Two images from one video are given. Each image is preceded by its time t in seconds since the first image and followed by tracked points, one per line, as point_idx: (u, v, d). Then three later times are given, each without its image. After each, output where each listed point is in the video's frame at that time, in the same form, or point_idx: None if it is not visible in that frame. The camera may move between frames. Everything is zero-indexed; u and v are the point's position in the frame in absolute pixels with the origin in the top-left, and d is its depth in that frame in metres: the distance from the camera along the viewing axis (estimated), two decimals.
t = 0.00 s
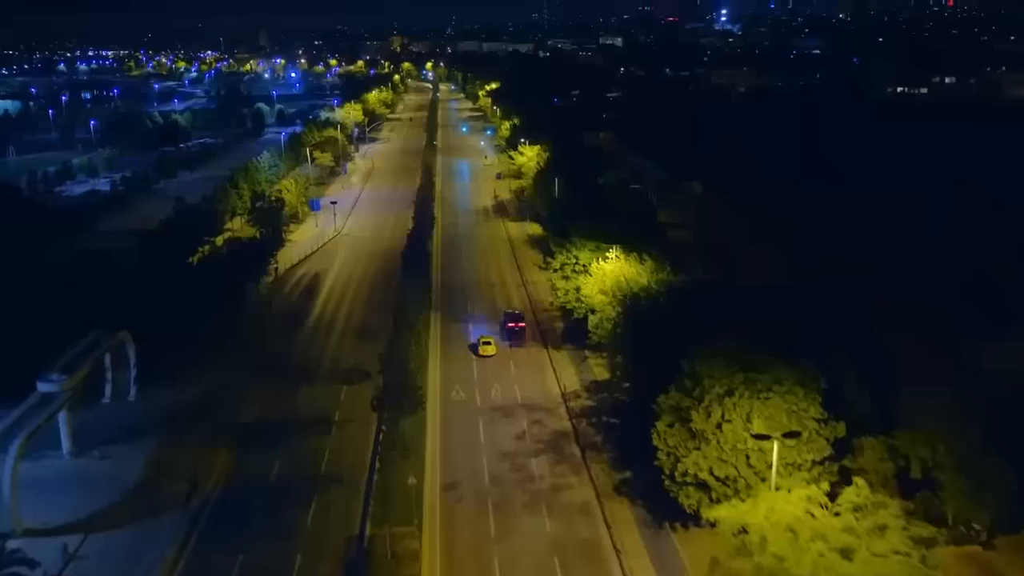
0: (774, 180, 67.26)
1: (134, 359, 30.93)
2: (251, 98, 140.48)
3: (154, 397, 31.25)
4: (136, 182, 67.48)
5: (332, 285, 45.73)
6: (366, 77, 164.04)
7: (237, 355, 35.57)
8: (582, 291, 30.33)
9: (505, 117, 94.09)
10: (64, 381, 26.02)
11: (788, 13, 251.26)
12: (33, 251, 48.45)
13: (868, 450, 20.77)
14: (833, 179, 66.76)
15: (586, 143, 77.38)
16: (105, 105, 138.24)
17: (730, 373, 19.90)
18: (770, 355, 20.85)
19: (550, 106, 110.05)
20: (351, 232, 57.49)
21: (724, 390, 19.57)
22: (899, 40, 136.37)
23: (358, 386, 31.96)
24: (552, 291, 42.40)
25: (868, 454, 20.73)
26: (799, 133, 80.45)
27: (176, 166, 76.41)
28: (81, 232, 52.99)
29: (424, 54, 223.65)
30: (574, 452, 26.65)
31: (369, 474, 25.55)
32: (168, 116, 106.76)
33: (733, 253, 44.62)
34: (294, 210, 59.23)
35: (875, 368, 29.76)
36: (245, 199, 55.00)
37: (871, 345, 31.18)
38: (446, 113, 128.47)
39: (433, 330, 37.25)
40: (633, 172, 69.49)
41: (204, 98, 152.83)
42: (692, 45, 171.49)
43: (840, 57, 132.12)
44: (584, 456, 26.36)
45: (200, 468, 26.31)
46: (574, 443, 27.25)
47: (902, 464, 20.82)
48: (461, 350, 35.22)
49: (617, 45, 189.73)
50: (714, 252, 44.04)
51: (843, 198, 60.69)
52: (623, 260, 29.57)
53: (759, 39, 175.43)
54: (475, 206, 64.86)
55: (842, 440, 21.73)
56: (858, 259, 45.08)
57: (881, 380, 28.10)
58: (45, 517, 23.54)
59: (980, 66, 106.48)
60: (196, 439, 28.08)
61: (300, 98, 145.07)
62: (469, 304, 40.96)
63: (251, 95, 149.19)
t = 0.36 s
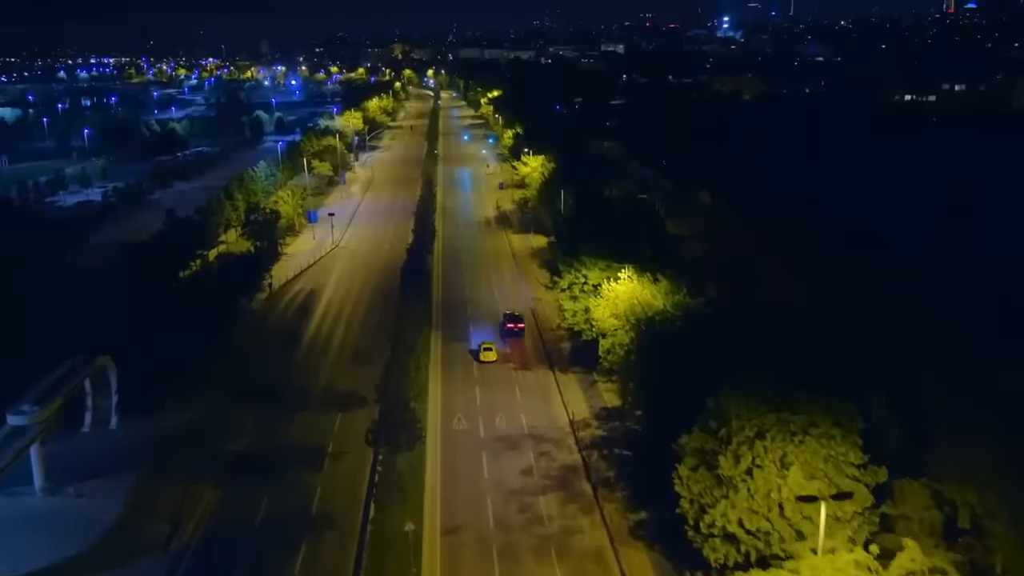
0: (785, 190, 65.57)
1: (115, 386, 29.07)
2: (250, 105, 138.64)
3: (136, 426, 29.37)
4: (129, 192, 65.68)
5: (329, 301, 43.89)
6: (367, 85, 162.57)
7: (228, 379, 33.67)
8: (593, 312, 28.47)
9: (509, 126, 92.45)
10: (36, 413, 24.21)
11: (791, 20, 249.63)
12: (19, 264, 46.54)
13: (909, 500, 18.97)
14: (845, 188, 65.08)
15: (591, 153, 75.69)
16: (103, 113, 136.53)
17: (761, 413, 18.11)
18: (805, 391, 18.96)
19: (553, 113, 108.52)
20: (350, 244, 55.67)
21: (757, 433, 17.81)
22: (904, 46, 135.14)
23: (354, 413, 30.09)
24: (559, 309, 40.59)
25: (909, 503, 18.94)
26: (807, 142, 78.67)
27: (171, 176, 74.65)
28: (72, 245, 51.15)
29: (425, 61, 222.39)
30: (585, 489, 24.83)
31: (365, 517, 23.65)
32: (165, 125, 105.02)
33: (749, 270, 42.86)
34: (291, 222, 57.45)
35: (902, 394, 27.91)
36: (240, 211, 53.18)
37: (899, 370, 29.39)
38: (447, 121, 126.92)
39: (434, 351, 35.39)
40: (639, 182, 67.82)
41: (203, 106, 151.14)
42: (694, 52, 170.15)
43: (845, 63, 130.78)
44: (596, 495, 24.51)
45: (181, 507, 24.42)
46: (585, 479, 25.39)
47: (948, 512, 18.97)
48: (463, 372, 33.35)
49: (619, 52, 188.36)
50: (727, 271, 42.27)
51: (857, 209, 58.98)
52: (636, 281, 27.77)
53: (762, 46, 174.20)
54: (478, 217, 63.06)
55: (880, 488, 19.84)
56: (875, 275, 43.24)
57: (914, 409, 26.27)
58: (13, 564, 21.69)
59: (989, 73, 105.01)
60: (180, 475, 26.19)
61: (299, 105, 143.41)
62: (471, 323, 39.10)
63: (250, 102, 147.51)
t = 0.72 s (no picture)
0: (793, 203, 63.98)
1: (90, 418, 27.23)
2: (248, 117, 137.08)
3: (113, 460, 27.52)
4: (121, 206, 63.93)
5: (323, 322, 42.04)
6: (366, 96, 161.14)
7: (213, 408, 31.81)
8: (602, 340, 26.65)
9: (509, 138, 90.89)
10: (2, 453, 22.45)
11: (793, 32, 248.46)
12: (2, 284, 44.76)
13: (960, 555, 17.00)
14: (855, 200, 63.46)
15: (594, 166, 74.17)
16: (99, 124, 134.68)
17: (795, 465, 16.37)
18: (841, 443, 17.13)
19: (555, 125, 107.08)
20: (347, 261, 53.92)
21: (793, 489, 15.97)
22: (907, 58, 134.00)
23: (346, 446, 28.26)
24: (563, 332, 38.77)
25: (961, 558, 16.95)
26: (814, 155, 76.94)
27: (165, 190, 72.93)
28: (60, 262, 49.41)
29: (424, 73, 221.16)
30: (595, 535, 22.94)
31: (356, 569, 21.81)
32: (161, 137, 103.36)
33: (761, 288, 41.14)
34: (286, 239, 55.72)
35: (931, 427, 26.01)
36: (232, 228, 51.48)
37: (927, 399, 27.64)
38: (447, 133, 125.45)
39: (433, 379, 33.51)
40: (644, 196, 66.23)
41: (201, 118, 149.49)
42: (695, 64, 169.01)
43: (849, 75, 129.68)
44: (607, 542, 22.62)
45: (156, 553, 22.55)
46: (594, 523, 23.52)
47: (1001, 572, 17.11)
48: (463, 403, 31.45)
49: (620, 63, 187.14)
50: (739, 289, 40.53)
51: (869, 222, 57.29)
52: (649, 307, 25.96)
53: (764, 58, 173.13)
54: (479, 233, 61.33)
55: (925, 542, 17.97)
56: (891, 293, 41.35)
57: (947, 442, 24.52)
58: None
59: (995, 84, 103.77)
60: (159, 517, 24.37)
61: (298, 117, 141.84)
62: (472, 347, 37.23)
63: (248, 114, 145.90)
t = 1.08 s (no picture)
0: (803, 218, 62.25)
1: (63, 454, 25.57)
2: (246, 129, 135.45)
3: (89, 499, 25.70)
4: (112, 221, 62.10)
5: (318, 343, 40.10)
6: (366, 108, 159.60)
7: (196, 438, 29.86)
8: (613, 372, 25.41)
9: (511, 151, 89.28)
10: None
11: (794, 45, 247.37)
12: None
13: None
14: (867, 213, 61.75)
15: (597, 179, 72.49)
16: (96, 135, 132.90)
17: (841, 525, 14.46)
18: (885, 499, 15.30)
19: (557, 138, 105.50)
20: (344, 279, 52.16)
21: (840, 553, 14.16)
22: (911, 70, 132.67)
23: (339, 483, 26.37)
24: (569, 356, 36.87)
25: None
26: (821, 170, 75.28)
27: (158, 203, 71.15)
28: (45, 279, 47.55)
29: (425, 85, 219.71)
30: None
31: None
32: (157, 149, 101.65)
33: (777, 308, 39.30)
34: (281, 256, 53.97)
35: (964, 471, 24.08)
36: (225, 244, 49.88)
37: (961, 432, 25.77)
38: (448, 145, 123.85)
39: (432, 408, 31.58)
40: (649, 211, 64.51)
41: (199, 130, 147.85)
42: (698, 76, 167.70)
43: (853, 87, 128.25)
44: None
45: None
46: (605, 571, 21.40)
47: None
48: (465, 434, 29.53)
49: (621, 75, 185.75)
50: (754, 310, 38.70)
51: (883, 237, 55.49)
52: (661, 335, 24.87)
53: (767, 70, 171.77)
54: (480, 249, 59.51)
55: None
56: (907, 312, 39.48)
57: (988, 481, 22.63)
58: None
59: (1004, 96, 102.24)
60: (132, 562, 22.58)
61: (297, 129, 140.23)
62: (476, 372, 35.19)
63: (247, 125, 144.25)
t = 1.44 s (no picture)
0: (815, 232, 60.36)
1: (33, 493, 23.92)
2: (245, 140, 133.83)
3: (61, 544, 23.83)
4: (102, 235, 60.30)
5: (312, 367, 38.23)
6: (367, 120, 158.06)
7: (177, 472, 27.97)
8: (629, 405, 23.34)
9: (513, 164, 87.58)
10: None
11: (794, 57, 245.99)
12: None
13: None
14: (880, 225, 59.82)
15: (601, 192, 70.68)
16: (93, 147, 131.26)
17: None
18: None
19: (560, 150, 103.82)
20: (340, 297, 50.31)
21: None
22: (917, 82, 131.06)
23: (330, 524, 24.49)
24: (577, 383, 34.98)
25: None
26: (830, 183, 73.46)
27: (152, 218, 69.38)
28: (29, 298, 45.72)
29: (425, 97, 218.20)
30: None
31: None
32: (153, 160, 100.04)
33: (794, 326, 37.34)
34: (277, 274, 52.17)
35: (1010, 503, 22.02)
36: (218, 261, 48.06)
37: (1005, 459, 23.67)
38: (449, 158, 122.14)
39: (431, 443, 29.74)
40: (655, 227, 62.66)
41: (198, 141, 146.34)
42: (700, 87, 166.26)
43: (858, 98, 126.56)
44: None
45: None
46: None
47: None
48: (467, 470, 27.66)
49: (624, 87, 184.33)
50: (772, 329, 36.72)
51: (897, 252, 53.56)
52: (683, 368, 22.88)
53: (770, 82, 170.26)
54: (482, 266, 57.66)
55: None
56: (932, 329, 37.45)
57: None
58: None
59: (1014, 106, 100.51)
60: None
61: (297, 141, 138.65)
62: (479, 394, 33.87)
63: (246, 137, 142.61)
